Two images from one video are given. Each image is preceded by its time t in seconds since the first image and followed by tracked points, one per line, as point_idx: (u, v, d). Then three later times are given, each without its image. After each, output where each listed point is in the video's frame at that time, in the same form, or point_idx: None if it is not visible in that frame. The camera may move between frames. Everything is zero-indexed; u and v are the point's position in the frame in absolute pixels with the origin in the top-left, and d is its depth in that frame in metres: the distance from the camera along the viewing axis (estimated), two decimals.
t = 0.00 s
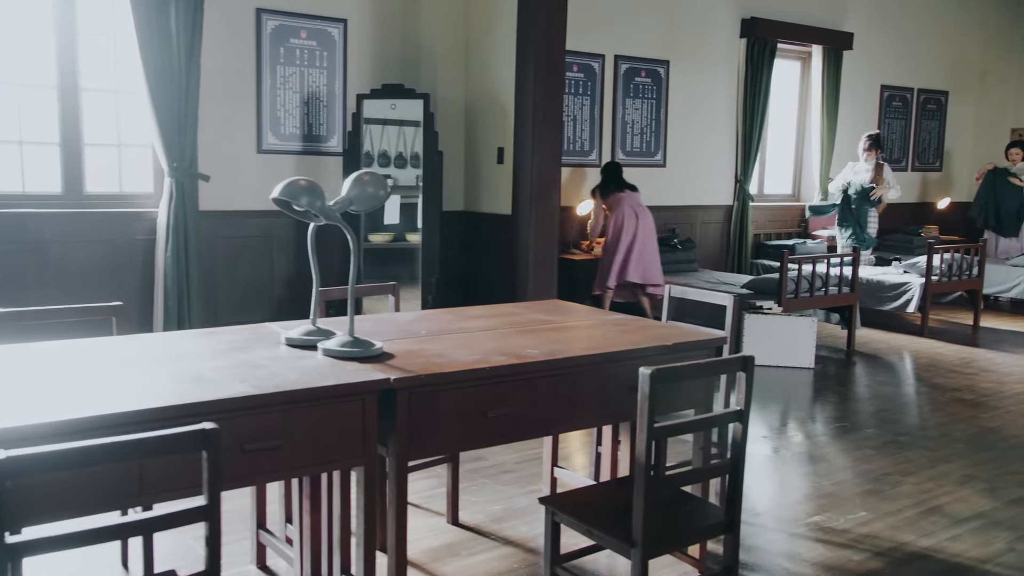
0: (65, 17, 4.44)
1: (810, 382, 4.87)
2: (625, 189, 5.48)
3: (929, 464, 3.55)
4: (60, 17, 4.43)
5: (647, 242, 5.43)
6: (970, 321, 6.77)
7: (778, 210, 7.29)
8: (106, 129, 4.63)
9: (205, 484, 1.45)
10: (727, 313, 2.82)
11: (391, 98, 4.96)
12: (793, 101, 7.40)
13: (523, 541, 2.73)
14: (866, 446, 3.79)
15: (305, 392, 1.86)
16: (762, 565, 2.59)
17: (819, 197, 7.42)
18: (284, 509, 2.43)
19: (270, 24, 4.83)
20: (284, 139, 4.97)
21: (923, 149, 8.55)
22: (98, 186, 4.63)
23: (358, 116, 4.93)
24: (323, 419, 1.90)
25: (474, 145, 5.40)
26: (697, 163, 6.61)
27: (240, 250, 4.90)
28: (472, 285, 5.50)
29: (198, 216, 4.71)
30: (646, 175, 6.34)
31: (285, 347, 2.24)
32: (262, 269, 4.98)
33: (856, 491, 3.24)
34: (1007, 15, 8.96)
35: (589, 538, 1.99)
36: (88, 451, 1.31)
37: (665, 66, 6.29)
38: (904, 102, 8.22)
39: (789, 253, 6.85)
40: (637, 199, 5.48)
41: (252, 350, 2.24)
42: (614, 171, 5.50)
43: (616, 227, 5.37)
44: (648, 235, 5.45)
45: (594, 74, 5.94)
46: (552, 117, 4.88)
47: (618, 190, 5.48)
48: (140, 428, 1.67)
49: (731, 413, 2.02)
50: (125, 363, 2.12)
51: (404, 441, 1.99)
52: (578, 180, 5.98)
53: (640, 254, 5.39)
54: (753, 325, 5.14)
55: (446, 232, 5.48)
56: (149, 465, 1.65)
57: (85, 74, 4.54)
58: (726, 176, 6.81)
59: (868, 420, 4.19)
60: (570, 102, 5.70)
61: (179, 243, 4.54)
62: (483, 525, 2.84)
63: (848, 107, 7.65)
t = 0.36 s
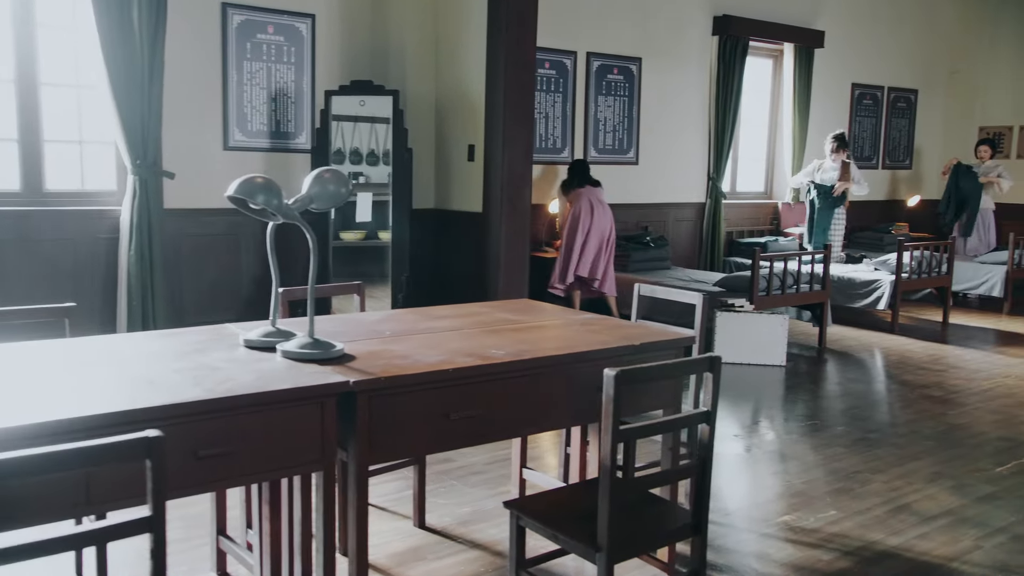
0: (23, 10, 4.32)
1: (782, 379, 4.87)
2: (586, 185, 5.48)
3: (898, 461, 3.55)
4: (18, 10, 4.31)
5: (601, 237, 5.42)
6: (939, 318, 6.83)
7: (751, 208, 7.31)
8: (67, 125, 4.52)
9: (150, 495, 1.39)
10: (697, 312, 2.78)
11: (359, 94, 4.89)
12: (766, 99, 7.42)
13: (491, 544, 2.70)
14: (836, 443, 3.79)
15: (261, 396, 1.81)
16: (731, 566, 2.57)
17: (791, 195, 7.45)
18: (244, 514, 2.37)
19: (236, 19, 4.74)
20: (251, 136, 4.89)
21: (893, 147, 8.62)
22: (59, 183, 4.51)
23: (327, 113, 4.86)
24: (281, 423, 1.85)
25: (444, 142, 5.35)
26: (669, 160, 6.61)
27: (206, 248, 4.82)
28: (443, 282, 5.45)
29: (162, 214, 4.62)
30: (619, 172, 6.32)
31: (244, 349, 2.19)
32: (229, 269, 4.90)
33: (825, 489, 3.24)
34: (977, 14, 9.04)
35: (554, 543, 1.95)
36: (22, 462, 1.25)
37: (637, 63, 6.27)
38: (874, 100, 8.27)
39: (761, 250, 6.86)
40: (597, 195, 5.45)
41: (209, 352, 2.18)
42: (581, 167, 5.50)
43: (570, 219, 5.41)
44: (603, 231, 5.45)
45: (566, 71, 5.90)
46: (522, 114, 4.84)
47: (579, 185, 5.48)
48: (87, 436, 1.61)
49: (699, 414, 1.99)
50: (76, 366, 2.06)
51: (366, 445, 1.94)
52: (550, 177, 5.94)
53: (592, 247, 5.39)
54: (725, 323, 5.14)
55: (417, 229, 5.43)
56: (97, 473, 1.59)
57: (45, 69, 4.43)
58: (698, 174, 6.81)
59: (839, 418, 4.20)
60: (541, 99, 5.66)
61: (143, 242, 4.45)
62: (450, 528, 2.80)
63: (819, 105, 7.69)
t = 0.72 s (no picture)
0: None
1: (753, 378, 4.87)
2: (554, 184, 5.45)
3: (867, 460, 3.56)
4: None
5: (569, 235, 5.39)
6: (908, 315, 6.88)
7: (722, 206, 7.32)
8: (25, 121, 4.41)
9: (90, 505, 1.33)
10: (665, 311, 2.74)
11: (326, 91, 4.83)
12: (737, 98, 7.44)
13: (457, 548, 2.65)
14: (806, 442, 3.79)
15: (214, 400, 1.75)
16: (700, 568, 2.55)
17: (763, 193, 7.47)
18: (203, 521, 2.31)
19: (200, 14, 4.65)
20: (216, 133, 4.80)
21: (863, 145, 8.68)
22: (17, 181, 4.40)
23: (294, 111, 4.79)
24: (235, 428, 1.80)
25: (414, 139, 5.29)
26: (641, 159, 6.59)
27: (171, 248, 4.72)
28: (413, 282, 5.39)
29: (124, 213, 4.53)
30: (590, 171, 6.29)
31: (200, 352, 2.13)
32: (194, 270, 4.81)
33: (795, 488, 3.23)
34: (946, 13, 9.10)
35: (518, 548, 1.91)
36: None
37: (608, 61, 6.25)
38: (845, 99, 8.32)
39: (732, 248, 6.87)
40: (565, 194, 5.42)
41: (164, 356, 2.12)
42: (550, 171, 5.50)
43: (536, 219, 5.39)
44: (571, 229, 5.42)
45: (537, 69, 5.87)
46: (493, 112, 4.80)
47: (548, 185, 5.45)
48: (28, 444, 1.54)
49: (664, 416, 1.96)
50: (23, 371, 1.99)
51: (323, 451, 1.89)
52: (521, 175, 5.90)
53: (560, 246, 5.37)
54: (697, 321, 5.13)
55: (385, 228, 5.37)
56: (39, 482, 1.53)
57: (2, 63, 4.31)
58: (670, 173, 6.81)
59: (810, 416, 4.19)
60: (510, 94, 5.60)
61: (105, 241, 4.35)
62: (416, 532, 2.75)
63: (790, 104, 7.71)
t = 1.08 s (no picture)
0: None
1: (724, 377, 4.87)
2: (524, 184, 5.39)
3: (837, 459, 3.56)
4: None
5: (536, 236, 5.34)
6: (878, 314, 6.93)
7: (695, 206, 7.32)
8: None
9: (26, 520, 1.27)
10: (633, 311, 2.71)
11: (293, 88, 4.75)
12: (708, 98, 7.45)
13: (424, 554, 2.60)
14: (776, 441, 3.79)
15: (165, 407, 1.69)
16: (669, 571, 2.53)
17: (734, 192, 7.49)
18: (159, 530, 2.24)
19: (163, 10, 4.56)
20: (180, 131, 4.70)
21: (833, 144, 8.75)
22: None
23: (259, 108, 4.71)
24: (188, 435, 1.74)
25: (382, 138, 5.23)
26: (612, 158, 6.58)
27: (134, 249, 4.63)
28: (382, 282, 5.33)
29: (84, 213, 4.42)
30: (562, 170, 6.26)
31: (155, 357, 2.06)
32: (158, 271, 4.71)
33: (765, 489, 3.22)
34: (916, 13, 9.17)
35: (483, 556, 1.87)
36: None
37: (579, 59, 6.22)
38: (815, 98, 8.37)
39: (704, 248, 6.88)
40: (533, 194, 5.36)
41: (116, 360, 2.05)
42: (530, 158, 5.33)
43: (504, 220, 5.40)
44: (539, 230, 5.36)
45: (508, 67, 5.83)
46: (462, 110, 4.75)
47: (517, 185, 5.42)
48: None
49: (630, 420, 1.93)
50: None
51: (281, 458, 1.83)
52: (492, 174, 5.86)
53: (526, 247, 5.33)
54: (669, 321, 5.12)
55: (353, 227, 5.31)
56: None
57: None
58: (642, 172, 6.80)
59: (781, 415, 4.20)
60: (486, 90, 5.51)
61: (65, 243, 4.24)
62: (382, 538, 2.70)
63: (761, 103, 7.74)
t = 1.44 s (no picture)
0: None
1: (694, 377, 4.86)
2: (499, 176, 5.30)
3: (805, 459, 3.56)
4: None
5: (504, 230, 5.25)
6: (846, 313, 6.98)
7: (665, 205, 7.32)
8: None
9: None
10: (600, 313, 2.68)
11: (257, 87, 4.67)
12: (678, 98, 7.46)
13: (387, 561, 2.56)
14: (744, 441, 3.78)
15: (112, 416, 1.63)
16: None
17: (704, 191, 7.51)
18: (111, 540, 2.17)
19: (123, 6, 4.46)
20: (141, 130, 4.60)
21: (802, 144, 8.82)
22: None
23: (222, 106, 4.61)
24: (137, 444, 1.68)
25: (350, 137, 5.17)
26: (583, 158, 6.56)
27: (94, 250, 4.52)
28: (351, 283, 5.27)
29: (42, 213, 4.31)
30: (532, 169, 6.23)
31: (105, 362, 2.00)
32: (118, 273, 4.61)
33: (733, 490, 3.21)
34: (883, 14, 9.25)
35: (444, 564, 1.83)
36: None
37: (549, 58, 6.19)
38: (784, 98, 8.41)
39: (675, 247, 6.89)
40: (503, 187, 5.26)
41: (64, 366, 1.98)
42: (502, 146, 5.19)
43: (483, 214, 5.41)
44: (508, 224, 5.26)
45: (477, 66, 5.78)
46: (430, 109, 4.70)
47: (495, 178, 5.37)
48: None
49: (594, 424, 1.90)
50: None
51: (235, 467, 1.78)
52: (462, 174, 5.82)
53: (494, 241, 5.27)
54: (640, 321, 5.11)
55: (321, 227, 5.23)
56: None
57: None
58: (613, 172, 6.80)
59: (749, 415, 4.20)
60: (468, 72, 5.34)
61: (21, 243, 4.13)
62: (346, 544, 2.65)
63: (730, 103, 7.76)
